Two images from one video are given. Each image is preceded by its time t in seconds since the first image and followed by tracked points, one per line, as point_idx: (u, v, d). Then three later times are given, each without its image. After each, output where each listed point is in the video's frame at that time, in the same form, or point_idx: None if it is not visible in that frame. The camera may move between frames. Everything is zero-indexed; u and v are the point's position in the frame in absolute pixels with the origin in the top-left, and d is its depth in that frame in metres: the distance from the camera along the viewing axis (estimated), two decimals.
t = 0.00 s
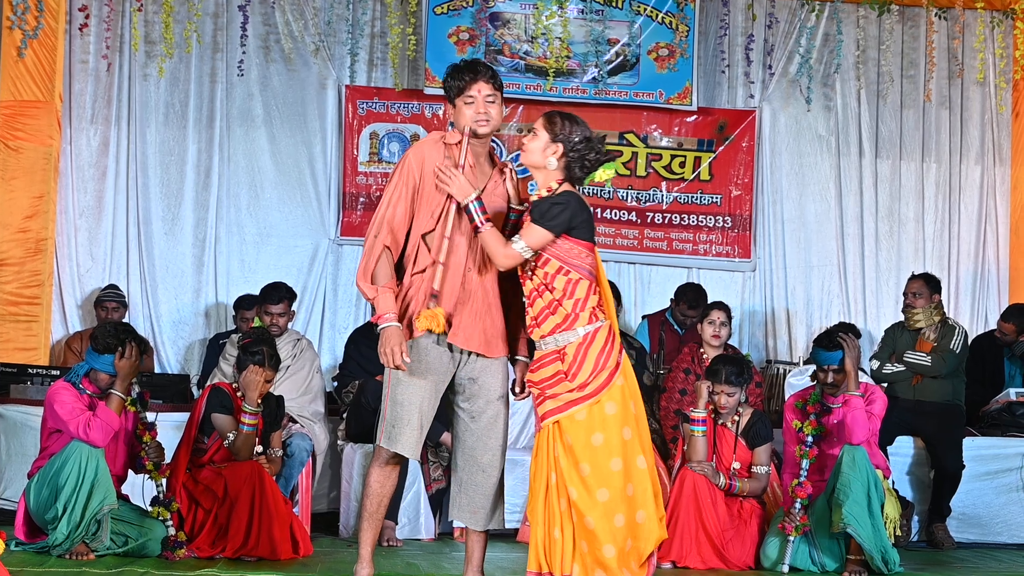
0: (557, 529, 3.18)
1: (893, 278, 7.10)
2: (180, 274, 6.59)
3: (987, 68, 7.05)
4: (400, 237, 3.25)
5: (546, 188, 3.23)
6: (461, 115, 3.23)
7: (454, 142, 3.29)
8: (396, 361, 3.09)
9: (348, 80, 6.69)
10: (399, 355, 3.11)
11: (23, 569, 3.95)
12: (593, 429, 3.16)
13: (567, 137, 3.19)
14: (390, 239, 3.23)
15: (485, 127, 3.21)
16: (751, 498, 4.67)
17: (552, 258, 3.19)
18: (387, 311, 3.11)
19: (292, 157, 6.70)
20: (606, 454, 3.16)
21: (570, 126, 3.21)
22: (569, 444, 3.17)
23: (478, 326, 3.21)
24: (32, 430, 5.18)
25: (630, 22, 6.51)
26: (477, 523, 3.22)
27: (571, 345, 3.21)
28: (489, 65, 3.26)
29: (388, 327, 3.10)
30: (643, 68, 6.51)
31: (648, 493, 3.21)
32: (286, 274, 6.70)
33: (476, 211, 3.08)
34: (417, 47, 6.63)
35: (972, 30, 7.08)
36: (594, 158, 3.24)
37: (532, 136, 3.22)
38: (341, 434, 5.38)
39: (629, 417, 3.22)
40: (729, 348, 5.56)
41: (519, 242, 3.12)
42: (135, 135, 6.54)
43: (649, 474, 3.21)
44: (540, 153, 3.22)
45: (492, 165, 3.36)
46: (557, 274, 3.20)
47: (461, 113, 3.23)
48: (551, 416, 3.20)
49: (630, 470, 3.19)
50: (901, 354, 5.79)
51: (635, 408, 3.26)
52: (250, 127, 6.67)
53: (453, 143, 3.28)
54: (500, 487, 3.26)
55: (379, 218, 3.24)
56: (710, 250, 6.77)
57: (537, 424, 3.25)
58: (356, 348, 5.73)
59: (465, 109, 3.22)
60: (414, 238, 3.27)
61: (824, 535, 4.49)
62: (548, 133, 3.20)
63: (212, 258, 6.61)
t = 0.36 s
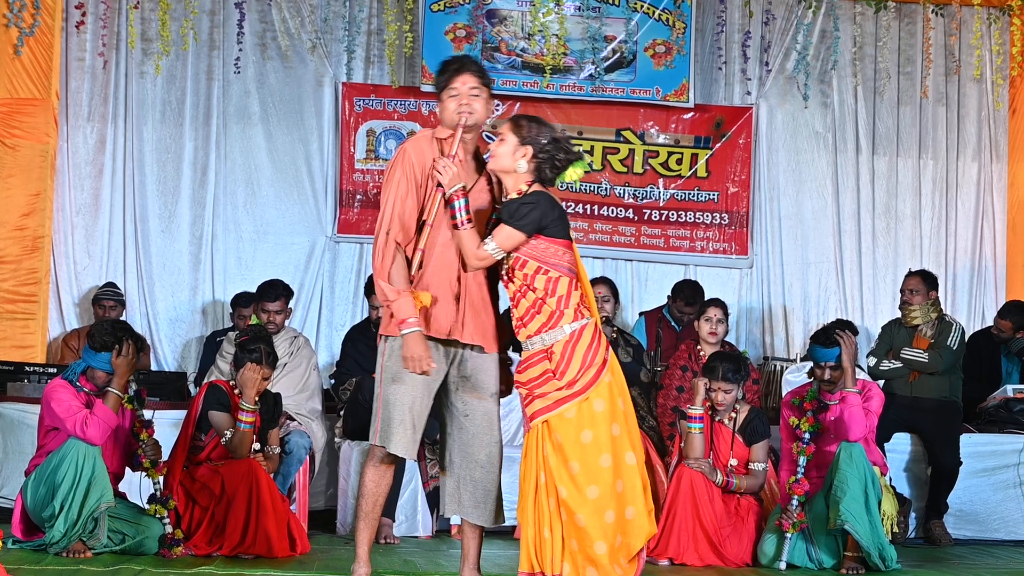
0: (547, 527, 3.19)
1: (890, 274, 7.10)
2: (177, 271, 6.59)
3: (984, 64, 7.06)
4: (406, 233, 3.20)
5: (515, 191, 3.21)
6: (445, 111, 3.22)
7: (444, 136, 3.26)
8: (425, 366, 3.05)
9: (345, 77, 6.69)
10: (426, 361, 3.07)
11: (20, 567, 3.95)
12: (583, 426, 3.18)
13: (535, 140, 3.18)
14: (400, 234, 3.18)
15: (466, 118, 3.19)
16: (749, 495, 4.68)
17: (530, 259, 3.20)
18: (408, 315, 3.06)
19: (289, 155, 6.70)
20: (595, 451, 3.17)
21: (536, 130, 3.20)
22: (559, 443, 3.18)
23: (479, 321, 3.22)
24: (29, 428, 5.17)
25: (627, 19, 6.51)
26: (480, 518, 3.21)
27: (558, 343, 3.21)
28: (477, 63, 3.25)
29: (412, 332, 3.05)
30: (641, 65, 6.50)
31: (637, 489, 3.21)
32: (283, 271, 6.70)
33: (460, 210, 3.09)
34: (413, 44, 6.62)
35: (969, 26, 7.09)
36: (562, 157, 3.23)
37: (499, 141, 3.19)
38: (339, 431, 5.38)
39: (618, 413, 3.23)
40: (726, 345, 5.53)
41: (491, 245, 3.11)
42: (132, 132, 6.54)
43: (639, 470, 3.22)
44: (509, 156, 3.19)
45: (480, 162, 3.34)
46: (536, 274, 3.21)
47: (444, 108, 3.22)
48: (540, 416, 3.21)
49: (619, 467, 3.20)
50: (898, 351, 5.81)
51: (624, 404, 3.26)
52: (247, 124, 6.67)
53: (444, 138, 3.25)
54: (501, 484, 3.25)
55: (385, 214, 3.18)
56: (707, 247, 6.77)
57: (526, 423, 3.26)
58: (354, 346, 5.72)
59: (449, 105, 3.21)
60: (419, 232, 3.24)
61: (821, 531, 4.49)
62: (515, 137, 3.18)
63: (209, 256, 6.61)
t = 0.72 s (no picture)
0: (541, 526, 3.21)
1: (887, 273, 7.10)
2: (173, 271, 6.59)
3: (979, 62, 7.06)
4: (390, 238, 3.17)
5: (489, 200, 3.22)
6: (430, 111, 3.16)
7: (420, 139, 3.24)
8: (430, 371, 3.05)
9: (340, 76, 6.69)
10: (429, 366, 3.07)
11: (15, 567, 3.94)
12: (577, 424, 3.20)
13: (483, 144, 3.16)
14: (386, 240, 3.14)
15: (449, 128, 3.17)
16: (744, 493, 4.68)
17: (514, 262, 3.20)
18: (407, 323, 3.05)
19: (285, 154, 6.70)
20: (590, 449, 3.19)
21: (478, 135, 3.18)
22: (553, 441, 3.20)
23: (466, 322, 3.22)
24: (25, 428, 5.17)
25: (622, 17, 6.51)
26: (459, 517, 3.22)
27: (551, 343, 3.22)
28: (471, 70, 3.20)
29: (412, 339, 3.05)
30: (636, 63, 6.50)
31: (631, 486, 3.24)
32: (279, 270, 6.69)
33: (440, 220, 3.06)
34: (409, 43, 6.62)
35: (964, 25, 7.09)
36: (513, 144, 3.18)
37: (455, 166, 3.20)
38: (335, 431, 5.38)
39: (611, 411, 3.25)
40: (722, 343, 5.51)
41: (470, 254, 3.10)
42: (127, 132, 6.53)
43: (632, 467, 3.25)
44: (471, 171, 3.18)
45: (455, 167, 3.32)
46: (523, 276, 3.20)
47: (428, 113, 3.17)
48: (534, 416, 3.22)
49: (613, 464, 3.23)
50: (894, 349, 5.79)
51: (617, 402, 3.29)
52: (242, 124, 6.67)
53: (420, 141, 3.23)
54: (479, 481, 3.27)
55: (368, 220, 3.14)
56: (703, 245, 6.77)
57: (520, 424, 3.27)
58: (350, 345, 5.72)
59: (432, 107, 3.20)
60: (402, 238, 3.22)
61: (818, 529, 4.48)
62: (465, 152, 3.17)
63: (205, 255, 6.61)
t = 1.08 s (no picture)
0: (527, 528, 3.25)
1: (885, 273, 7.10)
2: (171, 272, 6.59)
3: (977, 63, 7.05)
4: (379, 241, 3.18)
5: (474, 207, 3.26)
6: (419, 114, 3.25)
7: (411, 142, 3.27)
8: (394, 382, 3.11)
9: (338, 77, 6.69)
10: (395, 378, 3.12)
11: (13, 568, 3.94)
12: (564, 427, 3.25)
13: (471, 151, 3.19)
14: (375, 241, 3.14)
15: (442, 133, 3.24)
16: (742, 494, 4.67)
17: (503, 268, 3.26)
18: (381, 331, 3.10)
19: (283, 155, 6.70)
20: (576, 451, 3.24)
21: (468, 141, 3.21)
22: (539, 443, 3.25)
23: (453, 327, 3.22)
24: (23, 430, 5.18)
25: (620, 18, 6.52)
26: (459, 518, 3.22)
27: (539, 346, 3.28)
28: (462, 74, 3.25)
29: (382, 348, 3.10)
30: (634, 64, 6.50)
31: (619, 489, 3.25)
32: (278, 272, 6.69)
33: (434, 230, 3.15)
34: (407, 44, 6.62)
35: (962, 25, 7.09)
36: (502, 152, 3.21)
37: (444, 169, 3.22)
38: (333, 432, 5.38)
39: (598, 414, 3.29)
40: (720, 344, 5.51)
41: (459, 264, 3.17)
42: (125, 134, 6.53)
43: (620, 470, 3.26)
44: (457, 176, 3.22)
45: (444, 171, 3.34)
46: (511, 281, 3.27)
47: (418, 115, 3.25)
48: (523, 418, 3.28)
49: (599, 467, 3.25)
50: (892, 349, 5.78)
51: (606, 406, 3.31)
52: (240, 125, 6.66)
53: (412, 144, 3.26)
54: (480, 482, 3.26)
55: (358, 221, 3.15)
56: (701, 246, 6.77)
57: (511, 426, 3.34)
58: (348, 346, 5.72)
59: (424, 110, 3.23)
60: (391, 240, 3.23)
61: (817, 530, 4.47)
62: (453, 158, 3.21)
63: (203, 257, 6.61)
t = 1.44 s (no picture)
0: (527, 530, 3.26)
1: (885, 275, 7.10)
2: (171, 274, 6.60)
3: (976, 65, 7.06)
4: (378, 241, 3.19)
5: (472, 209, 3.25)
6: (417, 117, 3.25)
7: (410, 144, 3.28)
8: (400, 381, 3.09)
9: (338, 79, 6.69)
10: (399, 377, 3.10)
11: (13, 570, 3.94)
12: (564, 429, 3.25)
13: (468, 154, 3.18)
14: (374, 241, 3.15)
15: (439, 135, 3.24)
16: (742, 497, 4.67)
17: (501, 271, 3.26)
18: (383, 330, 3.09)
19: (282, 157, 6.70)
20: (577, 453, 3.24)
21: (466, 144, 3.20)
22: (539, 446, 3.25)
23: (450, 329, 3.22)
24: (23, 432, 5.18)
25: (620, 20, 6.52)
26: (451, 520, 3.22)
27: (537, 349, 3.28)
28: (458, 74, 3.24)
29: (386, 348, 3.09)
30: (634, 66, 6.50)
31: (620, 490, 3.26)
32: (277, 274, 6.69)
33: (431, 233, 3.13)
34: (406, 47, 6.62)
35: (961, 27, 7.09)
36: (501, 155, 3.20)
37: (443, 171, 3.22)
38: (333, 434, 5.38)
39: (598, 415, 3.29)
40: (719, 347, 5.51)
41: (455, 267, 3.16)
42: (125, 136, 6.54)
43: (620, 471, 3.27)
44: (454, 177, 3.21)
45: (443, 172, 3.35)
46: (509, 285, 3.27)
47: (416, 117, 3.26)
48: (523, 420, 3.28)
49: (599, 469, 3.26)
50: (892, 352, 5.77)
51: (606, 407, 3.32)
52: (240, 127, 6.66)
53: (410, 146, 3.28)
54: (472, 484, 3.27)
55: (356, 221, 3.16)
56: (700, 248, 6.77)
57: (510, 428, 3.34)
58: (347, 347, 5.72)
59: (422, 112, 3.24)
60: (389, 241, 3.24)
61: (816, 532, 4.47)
62: (451, 160, 3.20)
63: (202, 259, 6.61)
